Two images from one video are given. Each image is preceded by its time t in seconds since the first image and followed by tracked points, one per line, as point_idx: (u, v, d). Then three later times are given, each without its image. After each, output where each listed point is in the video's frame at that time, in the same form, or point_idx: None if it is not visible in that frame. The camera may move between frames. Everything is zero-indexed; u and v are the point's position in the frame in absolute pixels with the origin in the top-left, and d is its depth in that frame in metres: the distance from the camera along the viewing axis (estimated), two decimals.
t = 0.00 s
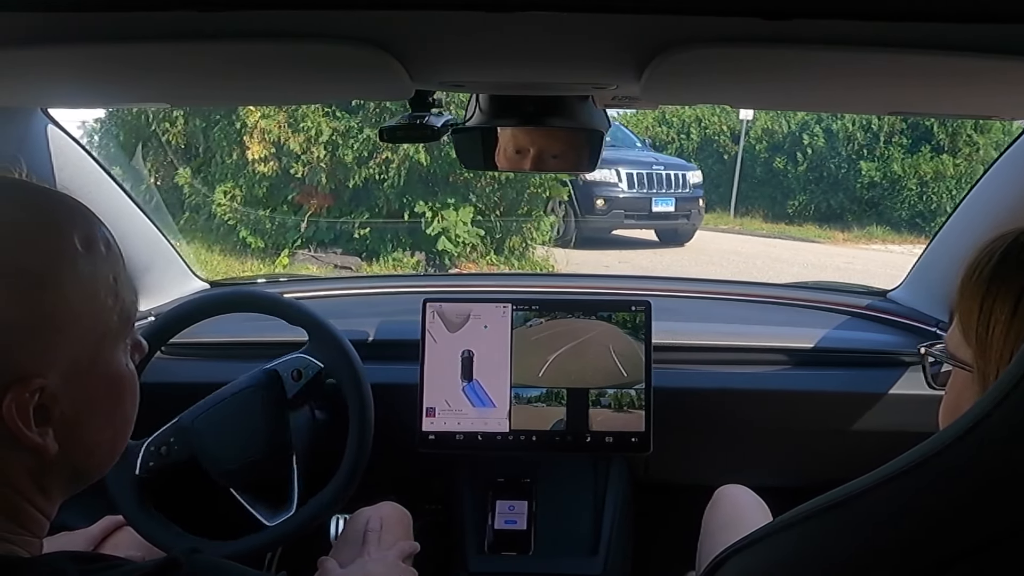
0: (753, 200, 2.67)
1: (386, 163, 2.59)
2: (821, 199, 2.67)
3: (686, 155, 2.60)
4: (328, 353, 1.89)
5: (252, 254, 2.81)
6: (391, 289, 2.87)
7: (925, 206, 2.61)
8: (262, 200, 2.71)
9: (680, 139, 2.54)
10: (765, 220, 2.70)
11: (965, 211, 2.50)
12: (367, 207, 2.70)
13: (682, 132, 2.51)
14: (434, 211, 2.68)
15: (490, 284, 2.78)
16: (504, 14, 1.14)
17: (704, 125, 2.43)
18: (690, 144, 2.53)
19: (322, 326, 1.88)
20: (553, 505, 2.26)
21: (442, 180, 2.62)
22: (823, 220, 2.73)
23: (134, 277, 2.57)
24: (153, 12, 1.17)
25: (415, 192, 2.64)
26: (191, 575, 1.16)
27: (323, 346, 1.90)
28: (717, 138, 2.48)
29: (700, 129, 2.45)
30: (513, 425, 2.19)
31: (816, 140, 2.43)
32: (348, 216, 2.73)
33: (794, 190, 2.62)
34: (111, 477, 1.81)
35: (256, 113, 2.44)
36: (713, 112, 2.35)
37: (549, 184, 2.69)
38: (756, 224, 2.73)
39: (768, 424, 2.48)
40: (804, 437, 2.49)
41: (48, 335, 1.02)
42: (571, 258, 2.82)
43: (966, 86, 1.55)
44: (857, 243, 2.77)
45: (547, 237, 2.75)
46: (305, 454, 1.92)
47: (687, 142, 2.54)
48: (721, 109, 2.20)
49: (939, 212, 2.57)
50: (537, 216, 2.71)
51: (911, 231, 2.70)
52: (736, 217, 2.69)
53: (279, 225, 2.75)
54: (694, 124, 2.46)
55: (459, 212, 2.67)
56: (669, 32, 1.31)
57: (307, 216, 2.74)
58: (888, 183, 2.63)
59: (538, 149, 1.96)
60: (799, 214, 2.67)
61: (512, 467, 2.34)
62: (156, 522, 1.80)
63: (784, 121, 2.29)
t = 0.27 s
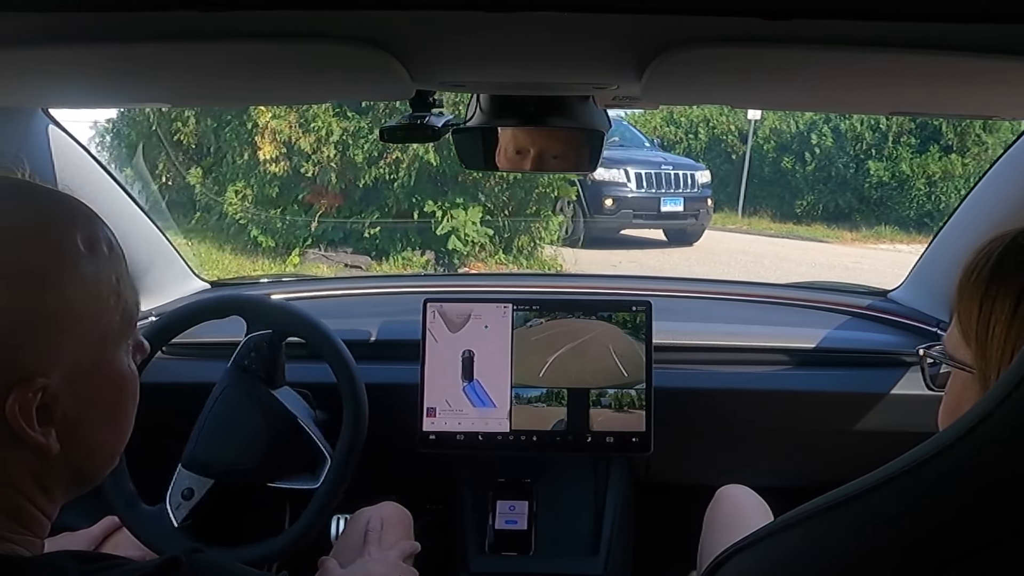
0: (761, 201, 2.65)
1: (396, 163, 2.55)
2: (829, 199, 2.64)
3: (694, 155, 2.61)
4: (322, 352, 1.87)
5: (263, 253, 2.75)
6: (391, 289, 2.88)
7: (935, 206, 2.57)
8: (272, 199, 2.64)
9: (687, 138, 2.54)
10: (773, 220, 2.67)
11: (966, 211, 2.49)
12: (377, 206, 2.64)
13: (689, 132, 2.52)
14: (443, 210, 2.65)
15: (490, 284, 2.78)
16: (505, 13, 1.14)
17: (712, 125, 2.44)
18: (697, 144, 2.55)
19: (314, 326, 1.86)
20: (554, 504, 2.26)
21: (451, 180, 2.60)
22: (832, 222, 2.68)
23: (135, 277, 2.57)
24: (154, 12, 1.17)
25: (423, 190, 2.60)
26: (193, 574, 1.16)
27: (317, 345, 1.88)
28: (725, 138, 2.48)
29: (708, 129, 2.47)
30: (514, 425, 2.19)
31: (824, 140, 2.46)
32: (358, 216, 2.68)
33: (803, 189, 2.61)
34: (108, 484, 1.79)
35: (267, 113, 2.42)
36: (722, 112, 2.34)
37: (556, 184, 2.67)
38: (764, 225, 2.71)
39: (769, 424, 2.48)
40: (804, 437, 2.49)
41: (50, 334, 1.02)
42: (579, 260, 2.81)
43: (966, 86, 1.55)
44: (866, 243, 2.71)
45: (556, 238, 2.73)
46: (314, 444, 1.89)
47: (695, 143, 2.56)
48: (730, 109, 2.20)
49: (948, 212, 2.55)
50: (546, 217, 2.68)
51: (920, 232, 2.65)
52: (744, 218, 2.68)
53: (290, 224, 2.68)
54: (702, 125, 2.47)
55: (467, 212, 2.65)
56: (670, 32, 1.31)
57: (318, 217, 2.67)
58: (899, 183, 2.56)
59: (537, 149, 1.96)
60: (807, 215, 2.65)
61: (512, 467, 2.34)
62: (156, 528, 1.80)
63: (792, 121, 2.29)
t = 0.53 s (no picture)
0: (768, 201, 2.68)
1: (405, 163, 2.59)
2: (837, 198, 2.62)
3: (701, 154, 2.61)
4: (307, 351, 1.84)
5: (274, 253, 2.78)
6: (391, 290, 2.87)
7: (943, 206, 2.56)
8: (283, 199, 2.66)
9: (695, 138, 2.55)
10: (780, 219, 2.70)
11: (966, 210, 2.50)
12: (385, 206, 2.68)
13: (698, 132, 2.53)
14: (452, 211, 2.67)
15: (490, 284, 2.77)
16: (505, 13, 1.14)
17: (720, 125, 2.44)
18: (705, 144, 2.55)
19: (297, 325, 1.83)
20: (554, 505, 2.26)
21: (460, 180, 2.63)
22: (839, 221, 2.68)
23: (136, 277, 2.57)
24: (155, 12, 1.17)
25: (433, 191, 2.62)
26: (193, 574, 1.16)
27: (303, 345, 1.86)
28: (732, 138, 2.49)
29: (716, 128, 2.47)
30: (514, 425, 2.19)
31: (832, 140, 2.43)
32: (367, 215, 2.72)
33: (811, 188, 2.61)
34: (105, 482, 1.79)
35: (277, 114, 2.42)
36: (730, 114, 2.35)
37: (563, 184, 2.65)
38: (771, 224, 2.72)
39: (769, 424, 2.48)
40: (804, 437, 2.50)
41: (52, 334, 1.02)
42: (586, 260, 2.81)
43: (967, 86, 1.55)
44: (873, 243, 2.71)
45: (563, 237, 2.73)
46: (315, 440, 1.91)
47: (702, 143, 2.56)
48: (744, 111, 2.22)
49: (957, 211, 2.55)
50: (553, 216, 2.68)
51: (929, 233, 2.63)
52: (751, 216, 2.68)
53: (300, 224, 2.71)
54: (710, 125, 2.47)
55: (477, 211, 2.68)
56: (670, 32, 1.31)
57: (327, 216, 2.69)
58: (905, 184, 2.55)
59: (537, 149, 1.96)
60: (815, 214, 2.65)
61: (512, 467, 2.34)
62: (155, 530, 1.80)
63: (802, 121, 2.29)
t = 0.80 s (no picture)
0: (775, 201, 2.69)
1: (414, 163, 2.62)
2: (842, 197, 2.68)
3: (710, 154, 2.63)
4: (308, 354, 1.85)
5: (284, 252, 2.79)
6: (391, 290, 2.88)
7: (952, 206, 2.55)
8: (291, 199, 2.70)
9: (702, 139, 2.56)
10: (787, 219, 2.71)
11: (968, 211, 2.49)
12: (394, 206, 2.69)
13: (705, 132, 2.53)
14: (460, 212, 2.69)
15: (490, 284, 2.77)
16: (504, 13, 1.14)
17: (728, 125, 2.43)
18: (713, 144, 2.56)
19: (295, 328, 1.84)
20: (554, 505, 2.26)
21: (468, 180, 2.64)
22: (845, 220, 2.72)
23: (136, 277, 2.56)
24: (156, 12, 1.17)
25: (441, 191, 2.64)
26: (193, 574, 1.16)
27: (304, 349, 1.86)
28: (740, 138, 2.50)
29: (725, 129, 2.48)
30: (513, 425, 2.19)
31: (839, 140, 2.47)
32: (375, 216, 2.73)
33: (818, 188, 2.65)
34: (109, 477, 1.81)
35: (287, 115, 2.45)
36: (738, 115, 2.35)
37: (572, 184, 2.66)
38: (778, 223, 2.74)
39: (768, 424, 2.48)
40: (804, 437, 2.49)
41: (51, 335, 1.02)
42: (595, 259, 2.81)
43: (967, 86, 1.55)
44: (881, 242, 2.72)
45: (570, 236, 2.73)
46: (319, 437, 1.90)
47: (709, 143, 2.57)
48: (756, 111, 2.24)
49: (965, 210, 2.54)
50: (561, 216, 2.69)
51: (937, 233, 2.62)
52: (758, 215, 2.71)
53: (309, 224, 2.73)
54: (718, 124, 2.46)
55: (484, 212, 2.69)
56: (669, 32, 1.30)
57: (336, 216, 2.71)
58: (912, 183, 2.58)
59: (536, 149, 1.96)
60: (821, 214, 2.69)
61: (512, 467, 2.34)
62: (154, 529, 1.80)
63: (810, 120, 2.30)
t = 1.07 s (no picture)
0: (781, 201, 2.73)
1: (421, 163, 2.65)
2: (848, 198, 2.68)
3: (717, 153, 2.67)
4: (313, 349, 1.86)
5: (292, 250, 2.77)
6: (391, 290, 2.87)
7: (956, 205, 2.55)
8: (300, 199, 2.70)
9: (710, 138, 2.60)
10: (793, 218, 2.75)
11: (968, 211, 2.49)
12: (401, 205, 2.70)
13: (711, 130, 2.57)
14: (467, 211, 2.71)
15: (491, 284, 2.77)
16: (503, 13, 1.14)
17: (733, 125, 2.47)
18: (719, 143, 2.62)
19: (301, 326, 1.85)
20: (555, 505, 2.26)
21: (475, 180, 2.69)
22: (851, 220, 2.72)
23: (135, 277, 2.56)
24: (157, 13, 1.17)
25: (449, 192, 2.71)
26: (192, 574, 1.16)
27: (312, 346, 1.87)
28: (744, 139, 2.52)
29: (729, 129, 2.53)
30: (514, 425, 2.19)
31: (844, 140, 2.47)
32: (383, 215, 2.74)
33: (824, 188, 2.67)
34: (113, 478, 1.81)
35: (296, 114, 2.49)
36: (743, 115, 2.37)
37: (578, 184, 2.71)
38: (783, 223, 2.78)
39: (768, 424, 2.48)
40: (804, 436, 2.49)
41: (50, 335, 1.02)
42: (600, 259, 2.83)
43: (967, 87, 1.55)
44: (887, 243, 2.73)
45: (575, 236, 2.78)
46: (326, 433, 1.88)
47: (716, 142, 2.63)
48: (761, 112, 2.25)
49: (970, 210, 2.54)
50: (567, 216, 2.73)
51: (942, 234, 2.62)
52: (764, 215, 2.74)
53: (318, 225, 2.72)
54: (723, 124, 2.50)
55: (491, 212, 2.71)
56: (669, 32, 1.31)
57: (344, 215, 2.74)
58: (917, 183, 2.59)
59: (536, 149, 1.95)
60: (826, 213, 2.71)
61: (513, 467, 2.34)
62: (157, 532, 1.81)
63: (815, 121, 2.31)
